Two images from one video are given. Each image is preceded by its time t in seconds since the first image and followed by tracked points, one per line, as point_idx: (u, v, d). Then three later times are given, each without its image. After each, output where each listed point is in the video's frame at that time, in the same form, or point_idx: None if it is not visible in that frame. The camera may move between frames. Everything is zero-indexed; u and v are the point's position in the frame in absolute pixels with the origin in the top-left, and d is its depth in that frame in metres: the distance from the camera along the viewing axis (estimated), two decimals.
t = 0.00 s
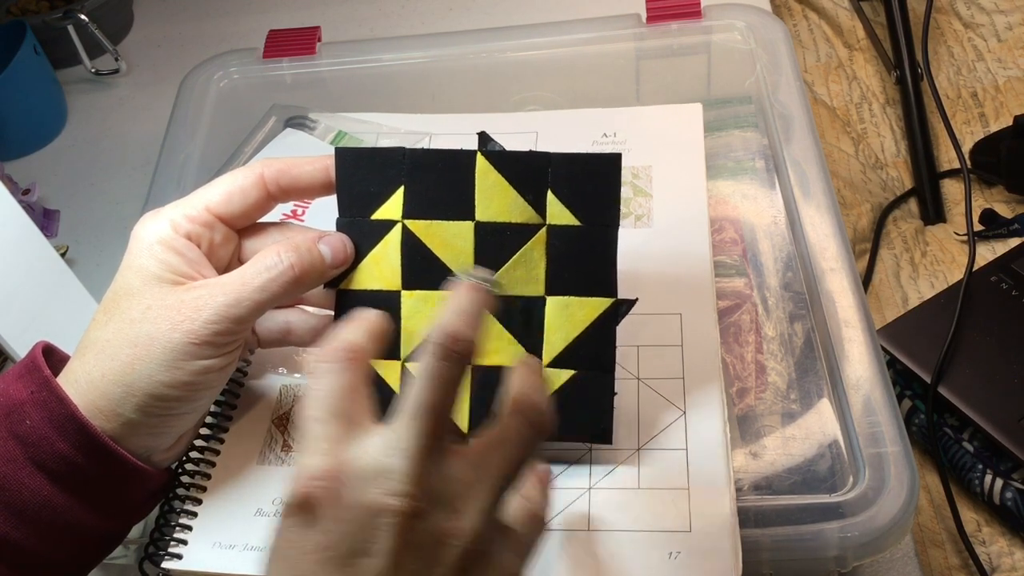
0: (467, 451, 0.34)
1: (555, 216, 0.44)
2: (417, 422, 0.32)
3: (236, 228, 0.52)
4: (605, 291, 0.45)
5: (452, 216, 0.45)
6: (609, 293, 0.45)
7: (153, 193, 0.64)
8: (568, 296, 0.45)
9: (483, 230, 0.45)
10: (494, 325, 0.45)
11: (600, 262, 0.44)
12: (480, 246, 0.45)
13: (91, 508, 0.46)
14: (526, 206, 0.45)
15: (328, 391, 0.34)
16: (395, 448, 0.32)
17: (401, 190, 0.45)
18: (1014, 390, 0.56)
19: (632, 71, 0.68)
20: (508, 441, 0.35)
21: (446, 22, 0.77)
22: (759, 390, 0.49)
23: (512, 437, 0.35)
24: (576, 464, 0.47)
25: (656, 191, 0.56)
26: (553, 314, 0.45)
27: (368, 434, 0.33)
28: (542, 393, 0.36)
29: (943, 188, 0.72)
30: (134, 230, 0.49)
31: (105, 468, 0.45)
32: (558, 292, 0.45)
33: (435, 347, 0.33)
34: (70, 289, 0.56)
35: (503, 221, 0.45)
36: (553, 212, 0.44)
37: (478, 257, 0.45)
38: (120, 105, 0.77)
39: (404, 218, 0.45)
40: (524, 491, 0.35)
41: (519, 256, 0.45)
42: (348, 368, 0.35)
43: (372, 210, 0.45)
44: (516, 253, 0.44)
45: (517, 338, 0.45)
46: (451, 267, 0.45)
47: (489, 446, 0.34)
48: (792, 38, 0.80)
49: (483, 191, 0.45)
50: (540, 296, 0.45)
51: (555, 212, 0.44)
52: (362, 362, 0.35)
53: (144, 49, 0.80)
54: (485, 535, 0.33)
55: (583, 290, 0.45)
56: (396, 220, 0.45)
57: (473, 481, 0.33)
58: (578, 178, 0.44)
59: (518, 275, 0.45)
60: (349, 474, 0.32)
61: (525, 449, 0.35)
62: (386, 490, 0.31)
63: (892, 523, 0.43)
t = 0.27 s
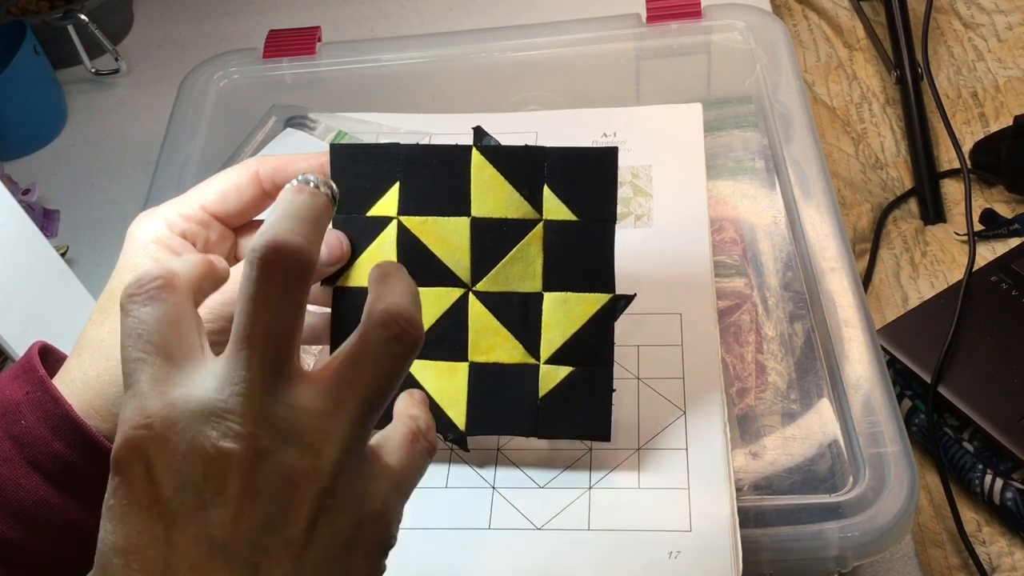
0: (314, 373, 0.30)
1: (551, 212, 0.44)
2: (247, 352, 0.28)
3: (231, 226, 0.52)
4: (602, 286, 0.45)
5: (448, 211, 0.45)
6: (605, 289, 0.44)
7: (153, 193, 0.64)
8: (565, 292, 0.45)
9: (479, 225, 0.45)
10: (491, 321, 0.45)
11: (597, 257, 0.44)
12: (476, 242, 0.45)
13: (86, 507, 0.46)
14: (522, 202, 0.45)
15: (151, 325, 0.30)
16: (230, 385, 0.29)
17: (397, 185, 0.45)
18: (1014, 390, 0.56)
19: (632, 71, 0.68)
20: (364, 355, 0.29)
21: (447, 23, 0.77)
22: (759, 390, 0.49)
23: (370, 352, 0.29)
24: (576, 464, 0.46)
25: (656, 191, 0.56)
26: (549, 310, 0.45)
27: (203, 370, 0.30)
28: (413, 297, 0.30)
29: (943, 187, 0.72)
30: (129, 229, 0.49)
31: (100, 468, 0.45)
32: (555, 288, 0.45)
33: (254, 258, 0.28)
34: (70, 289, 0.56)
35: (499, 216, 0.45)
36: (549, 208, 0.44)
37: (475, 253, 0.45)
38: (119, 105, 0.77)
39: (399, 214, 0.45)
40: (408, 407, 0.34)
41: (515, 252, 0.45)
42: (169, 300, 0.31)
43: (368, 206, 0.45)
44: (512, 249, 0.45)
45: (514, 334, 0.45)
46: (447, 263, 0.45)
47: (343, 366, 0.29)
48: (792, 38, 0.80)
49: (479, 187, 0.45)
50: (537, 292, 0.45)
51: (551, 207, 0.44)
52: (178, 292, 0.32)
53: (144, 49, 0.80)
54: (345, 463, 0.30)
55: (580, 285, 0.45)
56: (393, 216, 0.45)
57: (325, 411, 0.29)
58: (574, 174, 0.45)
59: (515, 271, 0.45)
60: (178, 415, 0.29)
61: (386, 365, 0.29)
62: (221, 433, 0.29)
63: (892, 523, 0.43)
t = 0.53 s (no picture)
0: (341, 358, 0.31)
1: (550, 210, 0.45)
2: (274, 334, 0.29)
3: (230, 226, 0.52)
4: (601, 285, 0.45)
5: (448, 211, 0.45)
6: (604, 287, 0.45)
7: (153, 193, 0.64)
8: (564, 291, 0.45)
9: (478, 224, 0.45)
10: (490, 321, 0.45)
11: (595, 255, 0.45)
12: (476, 240, 0.45)
13: (83, 508, 0.46)
14: (521, 201, 0.45)
15: (170, 303, 0.31)
16: (256, 367, 0.30)
17: (396, 185, 0.46)
18: (1014, 390, 0.56)
19: (632, 71, 0.68)
20: (392, 342, 0.30)
21: (447, 22, 0.77)
22: (759, 390, 0.49)
23: (398, 339, 0.30)
24: (576, 465, 0.46)
25: (656, 191, 0.56)
26: (548, 309, 0.45)
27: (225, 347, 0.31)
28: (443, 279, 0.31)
29: (943, 187, 0.72)
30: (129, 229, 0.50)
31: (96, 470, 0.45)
32: (553, 287, 0.45)
33: (278, 237, 0.28)
34: (69, 289, 0.56)
35: (498, 215, 0.45)
36: (547, 206, 0.45)
37: (474, 252, 0.45)
38: (119, 105, 0.77)
39: (398, 214, 0.46)
40: (440, 400, 0.35)
41: (514, 251, 0.45)
42: (185, 276, 0.31)
43: (367, 205, 0.46)
44: (511, 248, 0.45)
45: (513, 333, 0.45)
46: (446, 262, 0.45)
47: (371, 351, 0.30)
48: (792, 38, 0.80)
49: (478, 186, 0.46)
50: (536, 291, 0.45)
51: (550, 206, 0.45)
52: (194, 266, 0.32)
53: (144, 50, 0.80)
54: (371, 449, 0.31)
55: (579, 284, 0.45)
56: (392, 215, 0.46)
57: (352, 397, 0.30)
58: (571, 173, 0.45)
59: (514, 269, 0.45)
60: (202, 395, 0.30)
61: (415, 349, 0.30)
62: (247, 414, 0.30)
63: (892, 523, 0.43)
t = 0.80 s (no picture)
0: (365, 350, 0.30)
1: (549, 210, 0.45)
2: (304, 330, 0.27)
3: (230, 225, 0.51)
4: (600, 285, 0.45)
5: (447, 211, 0.46)
6: (603, 288, 0.45)
7: (153, 193, 0.64)
8: (563, 291, 0.45)
9: (477, 224, 0.45)
10: (489, 321, 0.45)
11: (595, 255, 0.45)
12: (475, 240, 0.45)
13: (80, 509, 0.46)
14: (520, 201, 0.45)
15: (188, 290, 0.28)
16: (286, 361, 0.28)
17: (394, 185, 0.46)
18: (1014, 390, 0.56)
19: (632, 71, 0.68)
20: (419, 339, 0.30)
21: (447, 22, 0.77)
22: (759, 390, 0.49)
23: (425, 335, 0.30)
24: (575, 465, 0.46)
25: (656, 192, 0.56)
26: (547, 309, 0.45)
27: (250, 341, 0.28)
28: (463, 277, 0.31)
29: (943, 187, 0.72)
30: (125, 230, 0.48)
31: (92, 469, 0.45)
32: (553, 287, 0.45)
33: (309, 231, 0.27)
34: (69, 289, 0.56)
35: (498, 215, 0.45)
36: (547, 206, 0.45)
37: (473, 252, 0.45)
38: (119, 105, 0.77)
39: (397, 214, 0.46)
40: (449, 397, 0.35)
41: (513, 251, 0.45)
42: (206, 261, 0.28)
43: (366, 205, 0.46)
44: (510, 248, 0.45)
45: (512, 334, 0.45)
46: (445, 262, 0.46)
47: (397, 346, 0.30)
48: (792, 38, 0.80)
49: (478, 186, 0.46)
50: (535, 291, 0.45)
51: (549, 206, 0.45)
52: (219, 251, 0.29)
53: (143, 50, 0.80)
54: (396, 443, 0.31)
55: (579, 285, 0.45)
56: (390, 215, 0.46)
57: (378, 391, 0.29)
58: (571, 172, 0.45)
59: (513, 270, 0.45)
60: (229, 391, 0.28)
61: (438, 345, 0.30)
62: (276, 409, 0.28)
63: (892, 523, 0.43)
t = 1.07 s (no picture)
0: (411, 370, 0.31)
1: (549, 209, 0.45)
2: (356, 348, 0.28)
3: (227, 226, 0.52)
4: (599, 284, 0.45)
5: (446, 210, 0.45)
6: (603, 286, 0.45)
7: (153, 193, 0.64)
8: (562, 291, 0.45)
9: (477, 223, 0.45)
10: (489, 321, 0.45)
11: (594, 254, 0.45)
12: (474, 240, 0.45)
13: (79, 510, 0.46)
14: (520, 199, 0.45)
15: (250, 311, 0.30)
16: (337, 376, 0.29)
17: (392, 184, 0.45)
18: (1014, 390, 0.56)
19: (632, 70, 0.68)
20: (465, 360, 0.31)
21: (447, 22, 0.77)
22: (759, 390, 0.49)
23: (468, 357, 0.31)
24: (575, 465, 0.46)
25: (656, 192, 0.56)
26: (547, 309, 0.45)
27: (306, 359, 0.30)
28: (506, 303, 0.32)
29: (943, 187, 0.72)
30: (124, 231, 0.49)
31: (91, 470, 0.45)
32: (552, 286, 0.45)
33: (363, 255, 0.28)
34: (70, 289, 0.56)
35: (497, 214, 0.45)
36: (546, 205, 0.45)
37: (472, 251, 0.45)
38: (119, 105, 0.77)
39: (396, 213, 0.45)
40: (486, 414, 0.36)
41: (513, 250, 0.45)
42: (270, 284, 0.30)
43: (364, 205, 0.45)
44: (509, 247, 0.45)
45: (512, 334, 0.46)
46: (444, 262, 0.45)
47: (443, 367, 0.31)
48: (792, 38, 0.80)
49: (476, 185, 0.45)
50: (534, 291, 0.45)
51: (549, 205, 0.45)
52: (278, 275, 0.31)
53: (144, 50, 0.80)
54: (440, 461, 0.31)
55: (578, 284, 0.45)
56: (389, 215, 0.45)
57: (425, 408, 0.30)
58: (570, 171, 0.45)
59: (512, 269, 0.45)
60: (285, 404, 0.29)
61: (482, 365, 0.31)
62: (327, 423, 0.29)
63: (892, 523, 0.43)
